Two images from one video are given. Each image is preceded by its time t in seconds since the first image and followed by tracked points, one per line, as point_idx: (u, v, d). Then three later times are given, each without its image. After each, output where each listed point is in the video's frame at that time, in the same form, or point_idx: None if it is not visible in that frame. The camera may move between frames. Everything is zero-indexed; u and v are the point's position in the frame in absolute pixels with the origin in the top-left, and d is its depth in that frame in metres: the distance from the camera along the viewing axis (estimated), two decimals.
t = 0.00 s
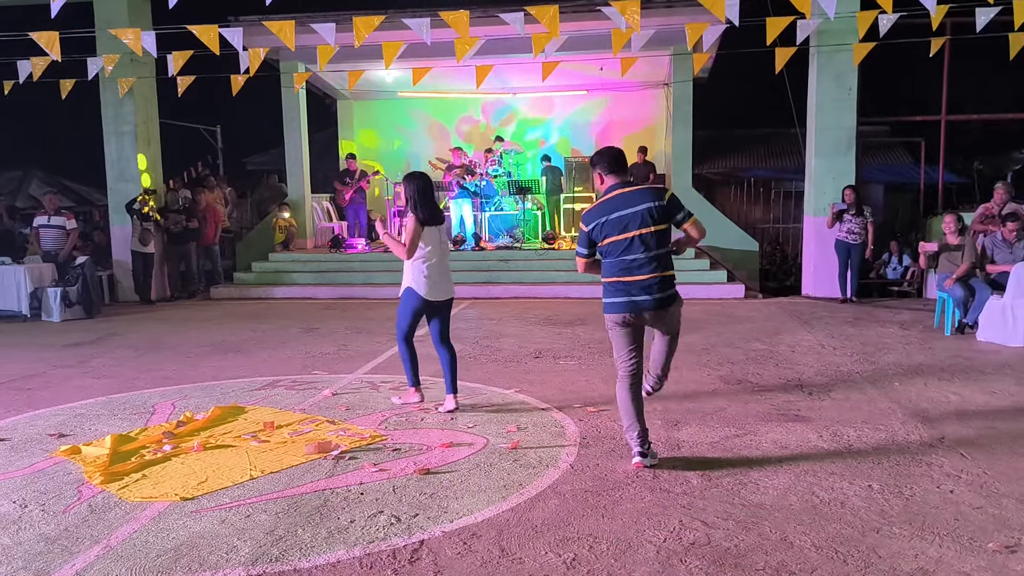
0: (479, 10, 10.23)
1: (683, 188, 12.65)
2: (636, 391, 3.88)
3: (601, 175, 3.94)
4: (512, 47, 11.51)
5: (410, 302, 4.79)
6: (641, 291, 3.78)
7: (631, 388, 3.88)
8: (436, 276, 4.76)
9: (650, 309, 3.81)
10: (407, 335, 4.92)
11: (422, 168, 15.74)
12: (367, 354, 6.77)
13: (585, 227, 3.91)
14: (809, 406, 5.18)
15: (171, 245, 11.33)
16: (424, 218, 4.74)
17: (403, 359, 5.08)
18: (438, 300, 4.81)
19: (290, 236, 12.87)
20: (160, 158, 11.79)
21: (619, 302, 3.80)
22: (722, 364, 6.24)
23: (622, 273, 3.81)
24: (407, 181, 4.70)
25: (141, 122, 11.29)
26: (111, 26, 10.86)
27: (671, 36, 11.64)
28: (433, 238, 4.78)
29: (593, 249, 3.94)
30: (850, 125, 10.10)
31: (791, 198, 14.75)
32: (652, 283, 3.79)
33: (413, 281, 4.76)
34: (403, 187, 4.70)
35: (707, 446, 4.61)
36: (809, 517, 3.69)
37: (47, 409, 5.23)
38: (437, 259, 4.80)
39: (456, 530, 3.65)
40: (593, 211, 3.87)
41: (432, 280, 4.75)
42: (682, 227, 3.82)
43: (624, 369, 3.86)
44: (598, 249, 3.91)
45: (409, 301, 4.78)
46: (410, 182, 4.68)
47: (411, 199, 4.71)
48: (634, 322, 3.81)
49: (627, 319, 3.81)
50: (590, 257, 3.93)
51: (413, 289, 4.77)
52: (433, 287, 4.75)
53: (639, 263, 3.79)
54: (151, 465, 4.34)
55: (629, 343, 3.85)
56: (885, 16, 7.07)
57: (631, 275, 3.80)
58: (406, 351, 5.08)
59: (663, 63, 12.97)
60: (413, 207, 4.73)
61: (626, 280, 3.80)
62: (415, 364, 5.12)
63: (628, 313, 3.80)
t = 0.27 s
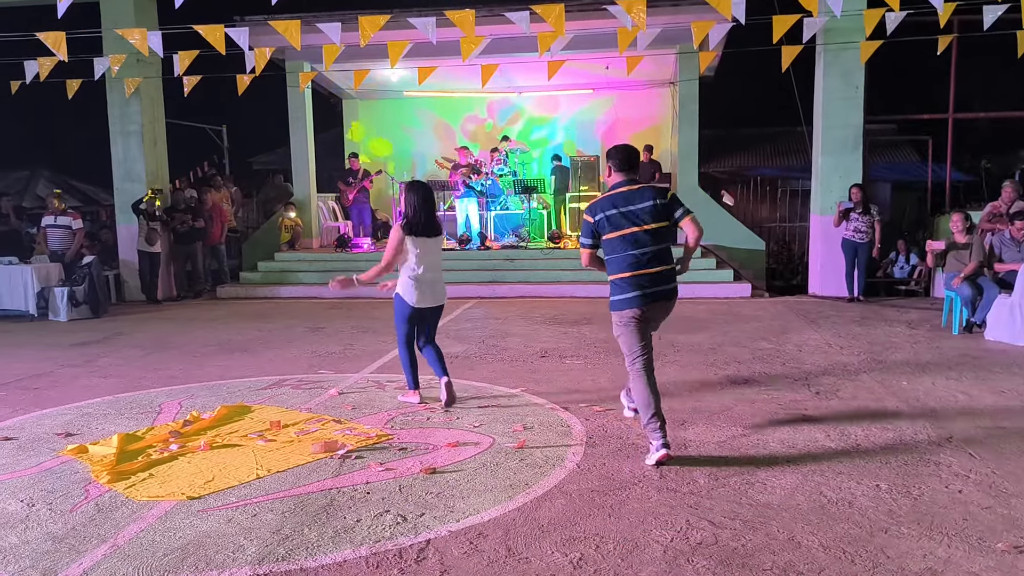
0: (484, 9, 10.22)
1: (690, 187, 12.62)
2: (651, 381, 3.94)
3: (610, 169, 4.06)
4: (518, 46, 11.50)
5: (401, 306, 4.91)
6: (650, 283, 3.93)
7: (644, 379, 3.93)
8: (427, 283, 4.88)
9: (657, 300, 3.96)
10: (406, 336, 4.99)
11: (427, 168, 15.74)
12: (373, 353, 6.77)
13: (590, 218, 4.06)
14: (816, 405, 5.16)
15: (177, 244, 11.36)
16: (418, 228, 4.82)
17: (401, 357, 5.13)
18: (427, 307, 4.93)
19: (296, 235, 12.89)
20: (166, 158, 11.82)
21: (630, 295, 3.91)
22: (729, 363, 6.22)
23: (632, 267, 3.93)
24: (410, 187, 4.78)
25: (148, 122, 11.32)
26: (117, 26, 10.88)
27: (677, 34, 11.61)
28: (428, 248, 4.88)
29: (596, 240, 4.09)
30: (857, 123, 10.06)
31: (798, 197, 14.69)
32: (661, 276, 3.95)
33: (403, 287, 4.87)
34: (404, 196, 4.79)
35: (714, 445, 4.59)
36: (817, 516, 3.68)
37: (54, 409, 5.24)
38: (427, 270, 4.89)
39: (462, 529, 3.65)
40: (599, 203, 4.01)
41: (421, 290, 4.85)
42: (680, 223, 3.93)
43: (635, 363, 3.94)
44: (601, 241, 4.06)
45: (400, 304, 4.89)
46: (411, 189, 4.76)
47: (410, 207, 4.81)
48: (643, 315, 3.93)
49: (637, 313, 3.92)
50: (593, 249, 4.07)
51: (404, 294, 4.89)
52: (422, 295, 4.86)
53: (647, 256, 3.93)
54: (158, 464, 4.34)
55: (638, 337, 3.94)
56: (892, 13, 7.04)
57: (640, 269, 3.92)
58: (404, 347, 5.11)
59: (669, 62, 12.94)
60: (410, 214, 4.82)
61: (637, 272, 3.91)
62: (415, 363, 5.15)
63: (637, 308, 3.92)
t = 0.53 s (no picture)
0: (489, 10, 10.23)
1: (696, 186, 12.60)
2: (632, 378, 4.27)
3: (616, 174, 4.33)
4: (523, 47, 11.50)
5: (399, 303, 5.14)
6: (641, 288, 4.23)
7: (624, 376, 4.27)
8: (420, 281, 5.12)
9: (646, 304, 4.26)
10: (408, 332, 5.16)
11: (433, 168, 15.75)
12: (379, 354, 6.78)
13: (593, 217, 4.28)
14: (823, 405, 5.14)
15: (184, 245, 11.40)
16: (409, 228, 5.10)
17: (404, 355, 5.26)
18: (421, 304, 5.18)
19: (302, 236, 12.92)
20: (173, 159, 11.86)
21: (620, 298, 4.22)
22: (735, 363, 6.21)
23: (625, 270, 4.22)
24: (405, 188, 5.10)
25: (154, 123, 11.36)
26: (124, 29, 10.92)
27: (683, 34, 11.60)
28: (422, 247, 5.12)
29: (593, 238, 4.32)
30: (863, 122, 10.03)
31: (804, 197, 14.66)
32: (650, 282, 4.28)
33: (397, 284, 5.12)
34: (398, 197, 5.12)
35: (720, 445, 4.59)
36: (824, 516, 3.67)
37: (62, 409, 5.27)
38: (418, 269, 5.11)
39: (468, 529, 3.65)
40: (605, 205, 4.26)
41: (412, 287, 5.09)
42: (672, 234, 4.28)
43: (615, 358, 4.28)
44: (600, 242, 4.33)
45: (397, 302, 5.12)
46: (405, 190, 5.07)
47: (405, 207, 5.11)
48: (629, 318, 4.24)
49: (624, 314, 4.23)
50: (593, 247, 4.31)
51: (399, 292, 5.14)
52: (416, 292, 5.10)
53: (641, 262, 4.23)
54: (165, 464, 4.35)
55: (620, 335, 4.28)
56: (899, 12, 7.01)
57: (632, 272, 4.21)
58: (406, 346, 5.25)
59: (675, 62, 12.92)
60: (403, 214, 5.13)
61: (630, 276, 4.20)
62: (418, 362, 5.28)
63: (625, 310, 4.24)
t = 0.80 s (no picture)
0: (495, 10, 10.23)
1: (702, 187, 12.76)
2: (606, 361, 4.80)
3: (612, 172, 4.69)
4: (529, 47, 11.50)
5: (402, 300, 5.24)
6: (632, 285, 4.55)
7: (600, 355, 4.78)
8: (422, 279, 5.17)
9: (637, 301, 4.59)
10: (408, 333, 5.30)
11: (439, 169, 15.76)
12: (386, 355, 6.78)
13: (592, 212, 4.61)
14: (830, 407, 5.13)
15: (191, 247, 11.43)
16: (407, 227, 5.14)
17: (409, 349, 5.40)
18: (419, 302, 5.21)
19: (309, 237, 12.96)
20: (180, 160, 11.90)
21: (611, 291, 4.56)
22: (742, 365, 6.19)
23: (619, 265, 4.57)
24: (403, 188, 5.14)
25: (161, 125, 11.40)
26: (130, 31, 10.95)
27: (689, 34, 11.57)
28: (422, 246, 5.17)
29: (591, 233, 4.62)
30: (871, 122, 9.99)
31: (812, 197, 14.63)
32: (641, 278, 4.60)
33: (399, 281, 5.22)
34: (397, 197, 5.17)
35: (727, 447, 4.58)
36: (831, 518, 3.66)
37: (70, 410, 5.29)
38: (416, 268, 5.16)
39: (475, 530, 3.65)
40: (603, 201, 4.60)
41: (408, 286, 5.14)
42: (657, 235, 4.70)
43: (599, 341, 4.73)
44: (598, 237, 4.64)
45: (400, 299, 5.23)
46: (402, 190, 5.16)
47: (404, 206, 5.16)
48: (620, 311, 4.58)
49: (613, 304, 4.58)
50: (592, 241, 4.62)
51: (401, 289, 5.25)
52: (414, 290, 5.15)
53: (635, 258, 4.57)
54: (173, 465, 4.37)
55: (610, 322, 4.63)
56: (906, 12, 6.99)
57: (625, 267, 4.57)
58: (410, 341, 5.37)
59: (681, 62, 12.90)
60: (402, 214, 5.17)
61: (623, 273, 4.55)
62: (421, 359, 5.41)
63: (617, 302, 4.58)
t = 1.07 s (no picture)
0: (502, 12, 10.24)
1: (710, 188, 12.60)
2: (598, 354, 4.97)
3: (602, 170, 4.78)
4: (536, 49, 11.52)
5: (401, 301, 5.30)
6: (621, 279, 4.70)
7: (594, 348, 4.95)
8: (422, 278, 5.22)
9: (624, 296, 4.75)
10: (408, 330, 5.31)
11: (447, 171, 15.80)
12: (394, 356, 6.79)
13: (584, 209, 4.68)
14: (839, 408, 5.11)
15: (199, 249, 11.45)
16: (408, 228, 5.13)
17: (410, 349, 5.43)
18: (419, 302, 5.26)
19: (316, 239, 12.99)
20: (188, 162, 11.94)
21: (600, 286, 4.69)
22: (750, 366, 6.18)
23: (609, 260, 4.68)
24: (402, 188, 5.11)
25: (170, 127, 11.44)
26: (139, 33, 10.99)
27: (696, 35, 11.57)
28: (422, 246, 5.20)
29: (583, 229, 4.69)
30: (879, 123, 9.98)
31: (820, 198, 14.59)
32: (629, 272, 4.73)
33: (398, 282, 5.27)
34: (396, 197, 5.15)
35: (737, 448, 4.57)
36: (841, 519, 3.65)
37: (79, 411, 5.30)
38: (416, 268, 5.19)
39: (484, 531, 3.65)
40: (596, 198, 4.67)
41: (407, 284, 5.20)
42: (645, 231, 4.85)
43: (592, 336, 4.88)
44: (590, 233, 4.72)
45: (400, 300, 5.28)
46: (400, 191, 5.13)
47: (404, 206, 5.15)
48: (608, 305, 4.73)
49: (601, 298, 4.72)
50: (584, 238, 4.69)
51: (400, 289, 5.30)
52: (415, 290, 5.20)
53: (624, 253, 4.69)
54: (182, 466, 4.38)
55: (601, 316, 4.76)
56: (914, 12, 6.98)
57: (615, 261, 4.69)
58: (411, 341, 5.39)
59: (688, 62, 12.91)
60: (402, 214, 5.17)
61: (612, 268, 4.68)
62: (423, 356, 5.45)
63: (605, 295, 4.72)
